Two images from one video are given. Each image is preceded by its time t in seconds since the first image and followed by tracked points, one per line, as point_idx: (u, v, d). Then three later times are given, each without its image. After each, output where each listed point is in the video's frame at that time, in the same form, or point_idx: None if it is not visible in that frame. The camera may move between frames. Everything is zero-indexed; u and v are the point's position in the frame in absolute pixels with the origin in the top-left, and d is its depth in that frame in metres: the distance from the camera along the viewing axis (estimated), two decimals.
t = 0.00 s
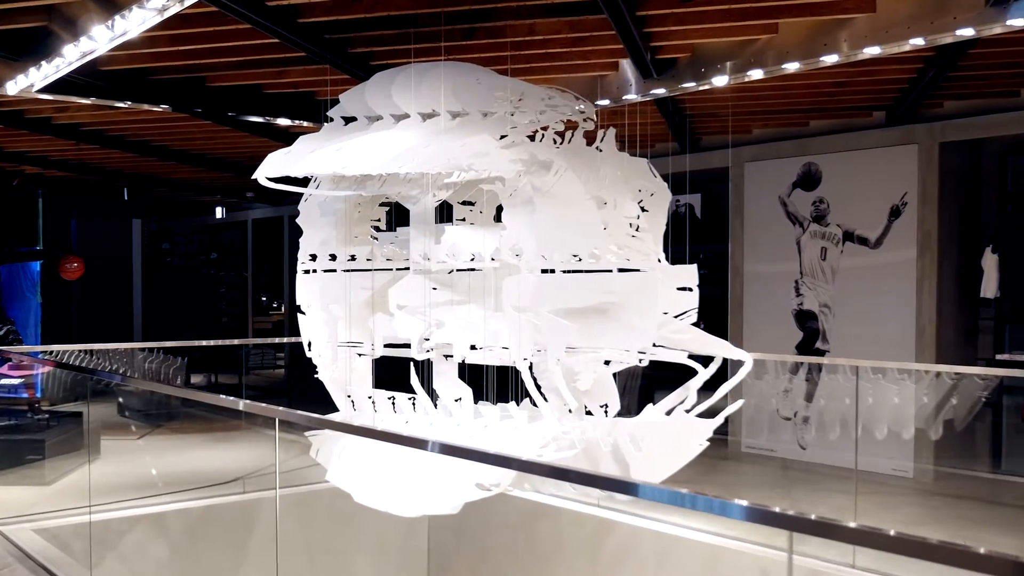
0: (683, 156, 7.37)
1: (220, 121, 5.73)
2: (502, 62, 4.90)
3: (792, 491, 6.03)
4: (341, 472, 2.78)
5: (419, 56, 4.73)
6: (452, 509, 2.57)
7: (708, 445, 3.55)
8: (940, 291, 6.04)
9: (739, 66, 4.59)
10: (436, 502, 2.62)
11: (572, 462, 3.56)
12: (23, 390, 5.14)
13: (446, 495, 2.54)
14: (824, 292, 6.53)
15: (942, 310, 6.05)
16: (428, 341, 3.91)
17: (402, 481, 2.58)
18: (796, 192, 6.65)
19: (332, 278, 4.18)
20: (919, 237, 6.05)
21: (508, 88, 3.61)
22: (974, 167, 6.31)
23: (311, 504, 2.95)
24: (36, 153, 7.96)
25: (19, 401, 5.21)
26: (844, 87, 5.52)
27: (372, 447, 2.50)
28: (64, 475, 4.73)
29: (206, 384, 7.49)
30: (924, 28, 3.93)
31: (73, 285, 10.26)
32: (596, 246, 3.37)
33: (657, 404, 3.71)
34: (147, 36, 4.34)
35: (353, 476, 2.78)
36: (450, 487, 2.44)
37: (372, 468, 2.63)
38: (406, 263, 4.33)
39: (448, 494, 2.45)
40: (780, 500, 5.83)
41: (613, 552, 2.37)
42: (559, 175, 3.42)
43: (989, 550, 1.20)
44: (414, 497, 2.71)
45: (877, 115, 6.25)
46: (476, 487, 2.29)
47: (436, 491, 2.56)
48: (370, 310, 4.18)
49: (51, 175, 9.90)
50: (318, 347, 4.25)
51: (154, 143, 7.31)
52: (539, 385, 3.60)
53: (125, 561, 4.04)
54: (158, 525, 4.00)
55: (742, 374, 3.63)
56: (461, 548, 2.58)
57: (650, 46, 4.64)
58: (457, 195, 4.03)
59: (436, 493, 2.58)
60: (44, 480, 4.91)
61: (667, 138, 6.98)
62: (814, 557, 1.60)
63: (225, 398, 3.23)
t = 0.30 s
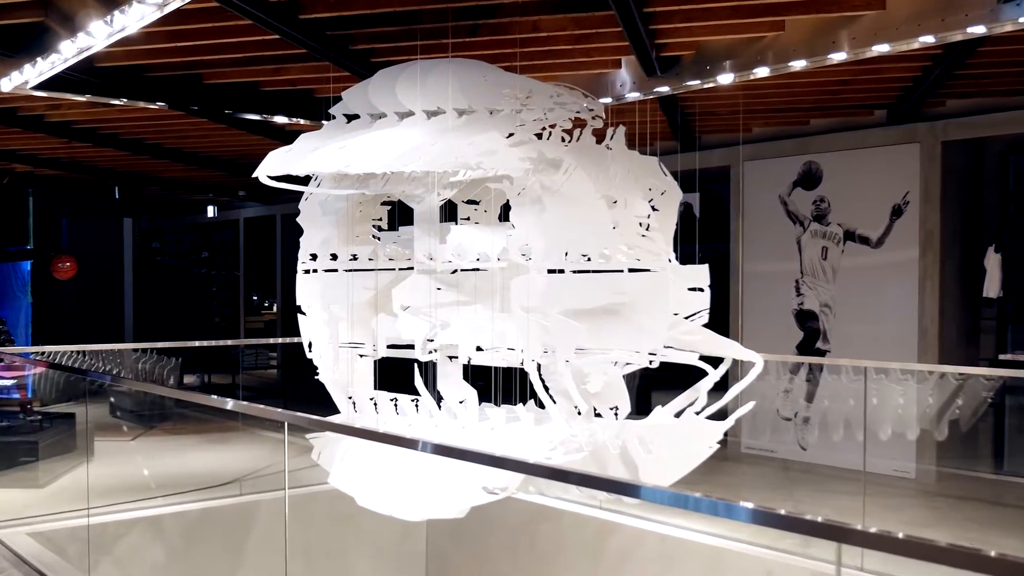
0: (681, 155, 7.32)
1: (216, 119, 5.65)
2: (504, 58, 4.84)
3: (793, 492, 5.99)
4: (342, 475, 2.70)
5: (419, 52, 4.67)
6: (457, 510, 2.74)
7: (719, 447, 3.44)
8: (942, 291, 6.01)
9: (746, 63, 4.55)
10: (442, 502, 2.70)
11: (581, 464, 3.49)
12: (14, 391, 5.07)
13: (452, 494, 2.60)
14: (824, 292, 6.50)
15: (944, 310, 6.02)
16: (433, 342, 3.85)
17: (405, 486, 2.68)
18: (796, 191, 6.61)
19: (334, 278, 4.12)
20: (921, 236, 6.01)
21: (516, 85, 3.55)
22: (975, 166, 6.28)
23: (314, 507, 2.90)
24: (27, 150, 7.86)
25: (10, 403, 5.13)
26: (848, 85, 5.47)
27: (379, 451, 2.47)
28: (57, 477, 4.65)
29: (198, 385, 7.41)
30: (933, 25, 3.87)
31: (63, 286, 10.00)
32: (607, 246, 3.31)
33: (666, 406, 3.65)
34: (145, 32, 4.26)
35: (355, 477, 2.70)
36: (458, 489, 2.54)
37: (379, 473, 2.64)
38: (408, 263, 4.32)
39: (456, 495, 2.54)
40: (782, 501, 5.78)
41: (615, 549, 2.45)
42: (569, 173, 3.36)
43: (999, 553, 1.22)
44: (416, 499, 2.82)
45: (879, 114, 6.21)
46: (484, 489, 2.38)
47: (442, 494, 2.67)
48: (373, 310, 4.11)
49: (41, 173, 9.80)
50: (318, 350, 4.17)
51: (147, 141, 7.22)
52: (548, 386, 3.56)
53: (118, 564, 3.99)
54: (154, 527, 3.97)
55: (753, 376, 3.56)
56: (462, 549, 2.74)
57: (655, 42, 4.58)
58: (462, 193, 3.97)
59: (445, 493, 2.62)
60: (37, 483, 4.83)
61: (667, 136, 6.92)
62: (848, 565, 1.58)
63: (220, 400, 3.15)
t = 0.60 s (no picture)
0: (680, 154, 7.28)
1: (213, 116, 5.58)
2: (506, 56, 4.79)
3: (793, 494, 5.95)
4: (346, 479, 2.62)
5: (420, 49, 4.61)
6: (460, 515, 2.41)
7: (729, 448, 3.38)
8: (944, 290, 5.98)
9: (750, 61, 4.51)
10: (444, 508, 2.51)
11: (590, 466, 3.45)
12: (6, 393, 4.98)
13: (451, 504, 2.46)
14: (824, 292, 6.47)
15: (945, 310, 5.99)
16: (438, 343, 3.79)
17: (406, 489, 2.50)
18: (795, 191, 6.58)
19: (336, 278, 4.07)
20: (922, 235, 5.98)
21: (523, 81, 3.49)
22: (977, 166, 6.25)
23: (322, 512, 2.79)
24: (18, 149, 7.79)
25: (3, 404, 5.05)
26: (850, 84, 5.44)
27: (384, 453, 2.39)
28: (52, 480, 4.58)
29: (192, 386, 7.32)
30: (942, 23, 3.83)
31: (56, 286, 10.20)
32: (617, 244, 3.26)
33: (674, 408, 3.58)
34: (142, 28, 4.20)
35: (358, 484, 2.62)
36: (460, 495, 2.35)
37: (375, 476, 2.52)
38: (411, 263, 4.24)
39: (456, 503, 2.39)
40: (784, 503, 5.74)
41: (616, 556, 2.39)
42: (578, 171, 3.31)
43: (1006, 551, 1.22)
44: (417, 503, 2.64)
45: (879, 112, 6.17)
46: (491, 494, 2.23)
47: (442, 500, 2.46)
48: (376, 310, 4.07)
49: (31, 173, 9.71)
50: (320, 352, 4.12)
51: (140, 140, 7.15)
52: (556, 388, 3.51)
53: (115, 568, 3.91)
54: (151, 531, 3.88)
55: (762, 378, 3.51)
56: (451, 556, 2.53)
57: (660, 40, 4.54)
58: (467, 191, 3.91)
59: (444, 501, 2.49)
60: (31, 486, 4.76)
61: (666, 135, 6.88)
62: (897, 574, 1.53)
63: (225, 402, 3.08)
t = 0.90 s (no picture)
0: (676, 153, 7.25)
1: (209, 113, 5.52)
2: (507, 52, 4.74)
3: (793, 494, 5.91)
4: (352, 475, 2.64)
5: (420, 46, 4.56)
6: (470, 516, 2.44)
7: (739, 451, 3.30)
8: (944, 291, 5.97)
9: (755, 59, 4.48)
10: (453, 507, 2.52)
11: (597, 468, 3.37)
12: None
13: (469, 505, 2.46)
14: (823, 292, 6.43)
15: (945, 310, 5.98)
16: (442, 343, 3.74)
17: (419, 486, 2.57)
18: (794, 190, 6.55)
19: (338, 277, 4.01)
20: (922, 235, 5.96)
21: (531, 78, 3.45)
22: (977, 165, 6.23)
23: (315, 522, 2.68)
24: (8, 147, 7.69)
25: None
26: (852, 82, 5.40)
27: (390, 452, 2.40)
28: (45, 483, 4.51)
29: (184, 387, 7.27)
30: (949, 21, 3.80)
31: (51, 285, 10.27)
32: (629, 243, 3.19)
33: (684, 408, 3.48)
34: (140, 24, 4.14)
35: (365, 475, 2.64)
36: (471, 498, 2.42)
37: (387, 468, 2.54)
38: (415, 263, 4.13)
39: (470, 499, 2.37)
40: (786, 504, 5.70)
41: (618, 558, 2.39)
42: (588, 170, 3.27)
43: (1016, 552, 1.24)
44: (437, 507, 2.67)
45: (879, 111, 6.15)
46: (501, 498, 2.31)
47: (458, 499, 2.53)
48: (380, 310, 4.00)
49: (19, 171, 9.61)
50: (321, 352, 4.07)
51: (133, 137, 7.08)
52: (564, 389, 3.46)
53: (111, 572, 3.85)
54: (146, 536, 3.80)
55: (772, 379, 3.43)
56: (451, 558, 2.49)
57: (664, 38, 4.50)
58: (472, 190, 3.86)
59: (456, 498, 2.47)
60: (23, 488, 4.70)
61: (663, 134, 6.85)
62: None
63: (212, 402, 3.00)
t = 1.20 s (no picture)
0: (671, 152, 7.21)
1: (201, 110, 5.45)
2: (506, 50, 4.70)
3: (790, 495, 5.88)
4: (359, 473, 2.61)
5: (419, 43, 4.51)
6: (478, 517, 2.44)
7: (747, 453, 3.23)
8: (942, 290, 5.98)
9: (757, 57, 4.44)
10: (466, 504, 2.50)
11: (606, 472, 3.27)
12: None
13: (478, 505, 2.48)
14: (820, 292, 6.42)
15: (943, 310, 6.01)
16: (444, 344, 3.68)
17: (426, 489, 2.53)
18: (790, 189, 6.56)
19: (337, 277, 3.95)
20: (920, 234, 5.97)
21: (537, 75, 3.40)
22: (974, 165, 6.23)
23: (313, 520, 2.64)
24: None
25: None
26: (851, 81, 5.37)
27: (388, 453, 2.36)
28: (35, 486, 4.44)
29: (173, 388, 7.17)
30: (955, 18, 3.77)
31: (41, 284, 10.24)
32: (638, 243, 3.15)
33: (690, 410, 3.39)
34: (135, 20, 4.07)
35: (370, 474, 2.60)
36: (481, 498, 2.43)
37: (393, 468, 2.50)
38: (416, 262, 4.08)
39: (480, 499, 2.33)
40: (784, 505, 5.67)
41: (618, 562, 2.36)
42: (596, 168, 3.22)
43: None
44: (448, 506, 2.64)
45: (875, 110, 6.17)
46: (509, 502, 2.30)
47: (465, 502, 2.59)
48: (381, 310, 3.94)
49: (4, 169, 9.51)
50: (319, 354, 3.98)
51: (122, 136, 7.00)
52: (571, 391, 3.40)
53: None
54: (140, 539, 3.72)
55: (779, 380, 3.40)
56: (463, 552, 2.56)
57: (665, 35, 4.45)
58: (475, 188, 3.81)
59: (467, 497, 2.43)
60: (12, 491, 4.62)
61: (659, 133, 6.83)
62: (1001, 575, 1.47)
63: (208, 403, 2.94)
